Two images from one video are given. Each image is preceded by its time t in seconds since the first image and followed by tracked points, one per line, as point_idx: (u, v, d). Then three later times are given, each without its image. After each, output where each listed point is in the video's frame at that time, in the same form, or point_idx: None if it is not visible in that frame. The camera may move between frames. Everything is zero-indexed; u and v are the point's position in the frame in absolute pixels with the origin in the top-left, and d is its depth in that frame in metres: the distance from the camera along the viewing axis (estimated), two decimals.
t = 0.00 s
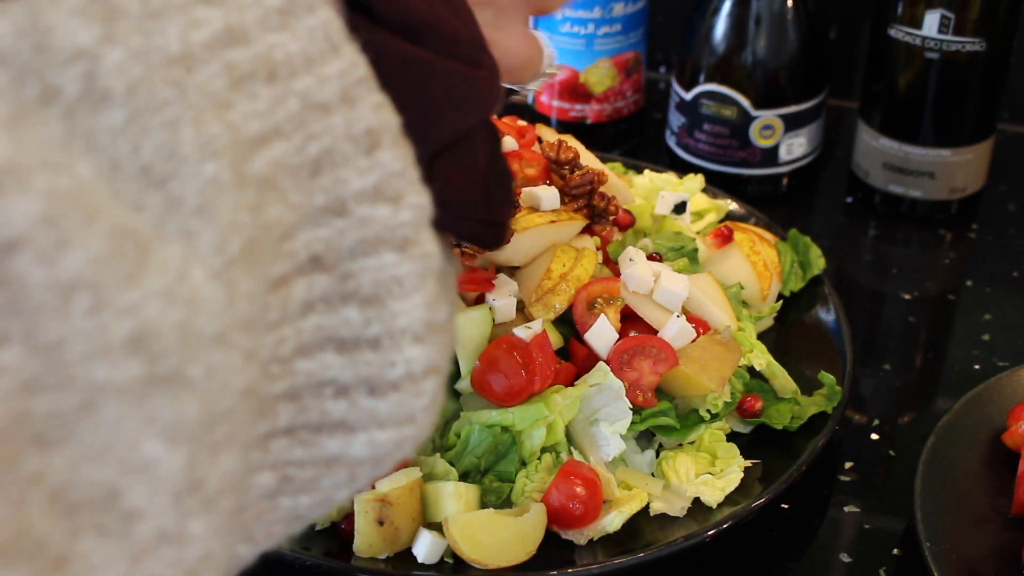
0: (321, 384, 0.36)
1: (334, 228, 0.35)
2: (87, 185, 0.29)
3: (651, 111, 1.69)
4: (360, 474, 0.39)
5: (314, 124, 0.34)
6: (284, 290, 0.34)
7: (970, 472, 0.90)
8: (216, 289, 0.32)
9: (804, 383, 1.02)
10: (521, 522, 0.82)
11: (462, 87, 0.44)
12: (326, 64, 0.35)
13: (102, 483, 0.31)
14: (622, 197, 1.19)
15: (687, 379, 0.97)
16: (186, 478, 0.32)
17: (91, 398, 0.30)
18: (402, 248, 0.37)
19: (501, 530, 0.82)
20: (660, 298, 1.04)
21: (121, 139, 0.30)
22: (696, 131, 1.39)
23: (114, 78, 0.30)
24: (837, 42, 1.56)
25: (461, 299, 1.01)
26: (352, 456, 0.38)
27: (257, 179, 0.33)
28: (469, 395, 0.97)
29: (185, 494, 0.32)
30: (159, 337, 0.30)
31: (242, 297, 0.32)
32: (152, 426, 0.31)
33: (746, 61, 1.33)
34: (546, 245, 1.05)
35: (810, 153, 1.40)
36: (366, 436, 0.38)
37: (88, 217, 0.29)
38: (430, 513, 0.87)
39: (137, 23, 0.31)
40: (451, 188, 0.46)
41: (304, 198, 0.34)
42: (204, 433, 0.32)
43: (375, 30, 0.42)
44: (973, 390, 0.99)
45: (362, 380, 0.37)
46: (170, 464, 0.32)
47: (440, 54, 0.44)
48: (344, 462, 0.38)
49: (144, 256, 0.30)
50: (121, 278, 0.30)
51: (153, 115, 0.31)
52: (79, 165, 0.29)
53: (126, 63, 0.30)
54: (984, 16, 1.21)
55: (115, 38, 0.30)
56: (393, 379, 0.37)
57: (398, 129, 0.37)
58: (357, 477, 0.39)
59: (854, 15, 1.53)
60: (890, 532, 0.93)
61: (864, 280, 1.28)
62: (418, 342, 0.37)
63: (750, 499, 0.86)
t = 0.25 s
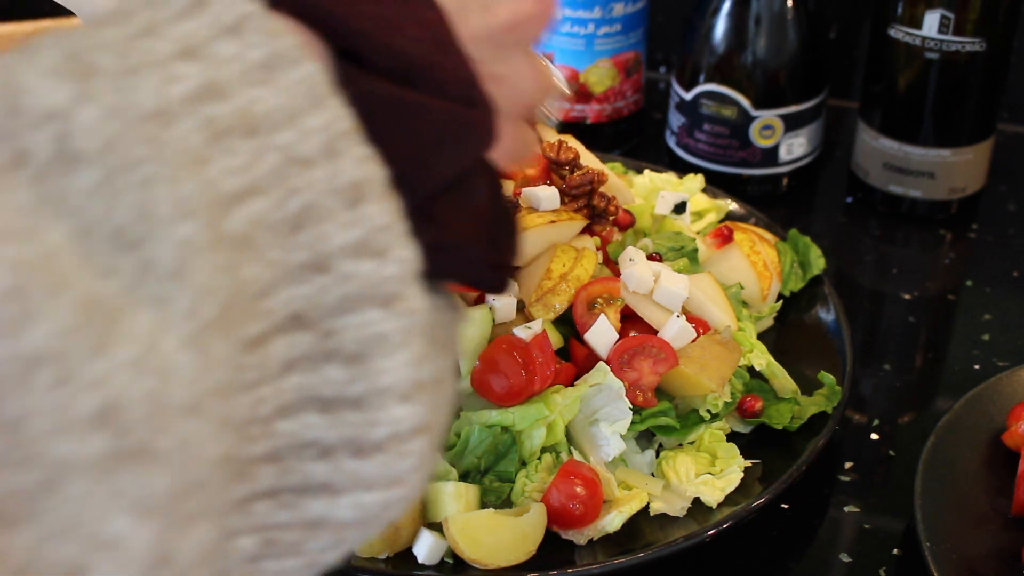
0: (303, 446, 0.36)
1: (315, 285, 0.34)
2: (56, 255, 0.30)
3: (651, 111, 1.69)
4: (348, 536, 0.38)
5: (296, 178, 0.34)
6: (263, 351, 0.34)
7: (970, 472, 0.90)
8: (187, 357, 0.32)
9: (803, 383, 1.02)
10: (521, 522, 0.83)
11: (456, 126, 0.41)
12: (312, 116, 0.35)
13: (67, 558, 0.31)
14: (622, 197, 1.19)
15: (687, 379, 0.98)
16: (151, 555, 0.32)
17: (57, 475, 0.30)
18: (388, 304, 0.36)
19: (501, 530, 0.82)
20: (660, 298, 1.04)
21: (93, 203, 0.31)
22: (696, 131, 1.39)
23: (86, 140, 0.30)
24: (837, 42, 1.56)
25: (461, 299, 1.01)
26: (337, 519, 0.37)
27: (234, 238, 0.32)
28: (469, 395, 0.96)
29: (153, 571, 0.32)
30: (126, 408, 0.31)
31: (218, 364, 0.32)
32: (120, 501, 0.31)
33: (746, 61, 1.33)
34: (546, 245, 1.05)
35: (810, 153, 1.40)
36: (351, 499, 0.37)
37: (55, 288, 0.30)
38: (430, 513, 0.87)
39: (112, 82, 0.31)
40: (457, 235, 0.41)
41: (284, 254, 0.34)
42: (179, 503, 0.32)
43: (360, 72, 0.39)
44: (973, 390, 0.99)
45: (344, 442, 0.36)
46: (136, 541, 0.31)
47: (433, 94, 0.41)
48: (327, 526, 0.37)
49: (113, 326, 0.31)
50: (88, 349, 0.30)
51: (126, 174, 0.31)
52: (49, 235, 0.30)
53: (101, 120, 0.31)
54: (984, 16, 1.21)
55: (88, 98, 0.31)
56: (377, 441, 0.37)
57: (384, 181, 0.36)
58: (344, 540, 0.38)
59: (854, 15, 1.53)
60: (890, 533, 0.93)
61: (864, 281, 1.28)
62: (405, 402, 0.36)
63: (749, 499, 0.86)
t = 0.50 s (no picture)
0: (190, 450, 0.40)
1: (195, 294, 0.39)
2: None
3: (651, 111, 1.69)
4: (239, 537, 0.43)
5: (170, 190, 0.38)
6: (144, 360, 0.38)
7: (970, 472, 0.90)
8: (67, 372, 0.34)
9: (804, 383, 1.02)
10: (520, 522, 0.83)
11: (326, 129, 0.44)
12: (181, 128, 0.38)
13: None
14: (623, 197, 1.19)
15: (687, 379, 0.97)
16: (41, 562, 0.34)
17: None
18: (268, 311, 0.40)
19: (501, 531, 0.82)
20: (660, 298, 1.04)
21: None
22: (696, 131, 1.39)
23: None
24: (838, 41, 1.56)
25: (461, 299, 1.01)
26: (227, 520, 0.42)
27: (107, 253, 0.36)
28: (469, 395, 0.97)
29: None
30: (5, 424, 0.33)
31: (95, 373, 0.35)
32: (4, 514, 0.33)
33: (746, 62, 1.33)
34: (546, 245, 1.05)
35: (810, 153, 1.40)
36: (240, 499, 0.42)
37: None
38: (430, 513, 0.87)
39: None
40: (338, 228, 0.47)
41: (162, 266, 0.38)
42: (63, 515, 0.35)
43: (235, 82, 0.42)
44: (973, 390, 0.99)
45: (231, 445, 0.41)
46: (24, 551, 0.34)
47: (309, 97, 0.45)
48: (220, 526, 0.42)
49: None
50: None
51: None
52: None
53: None
54: (984, 16, 1.21)
55: None
56: (263, 443, 0.41)
57: (259, 188, 0.40)
58: (237, 540, 0.43)
59: (854, 15, 1.53)
60: (890, 533, 0.93)
61: (864, 281, 1.28)
62: (288, 405, 0.41)
63: (750, 499, 0.86)
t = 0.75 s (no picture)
0: (245, 434, 0.38)
1: (246, 274, 0.37)
2: None
3: (651, 111, 1.69)
4: (299, 524, 0.41)
5: (218, 169, 0.36)
6: (196, 339, 0.36)
7: (970, 472, 0.90)
8: (118, 346, 0.33)
9: (804, 383, 1.02)
10: (520, 522, 0.83)
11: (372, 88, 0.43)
12: (227, 110, 0.37)
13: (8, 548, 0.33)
14: (622, 197, 1.19)
15: (687, 379, 0.97)
16: (97, 539, 0.34)
17: None
18: (320, 291, 0.38)
19: (501, 530, 0.82)
20: (660, 298, 1.04)
21: (13, 198, 0.33)
22: (696, 131, 1.39)
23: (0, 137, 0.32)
24: (837, 41, 1.56)
25: (461, 299, 1.01)
26: (286, 507, 0.40)
27: (157, 229, 0.34)
28: (469, 394, 0.97)
29: (98, 556, 0.34)
30: (59, 398, 0.32)
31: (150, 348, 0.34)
32: (61, 490, 0.33)
33: (746, 62, 1.33)
34: (545, 245, 1.05)
35: (810, 153, 1.40)
36: (298, 485, 0.40)
37: None
38: (430, 513, 0.87)
39: (24, 82, 0.33)
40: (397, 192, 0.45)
41: (212, 244, 0.36)
42: (117, 492, 0.34)
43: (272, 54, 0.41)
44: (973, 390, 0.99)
45: (284, 427, 0.39)
46: (80, 526, 0.33)
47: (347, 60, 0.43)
48: (278, 514, 0.40)
49: (40, 318, 0.32)
50: (16, 341, 0.32)
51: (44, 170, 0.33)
52: None
53: (12, 120, 0.33)
54: (984, 16, 1.21)
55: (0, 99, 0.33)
56: (318, 427, 0.39)
57: (309, 168, 0.38)
58: (295, 529, 0.41)
59: (854, 15, 1.53)
60: (890, 533, 0.93)
61: (865, 280, 1.28)
62: (344, 386, 0.39)
63: (749, 499, 0.86)
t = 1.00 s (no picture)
0: (269, 467, 0.37)
1: (277, 306, 0.36)
2: (17, 272, 0.29)
3: (651, 111, 1.69)
4: (314, 557, 0.40)
5: (255, 200, 0.35)
6: (225, 371, 0.35)
7: (970, 472, 0.90)
8: (152, 376, 0.31)
9: (804, 383, 1.02)
10: (520, 522, 0.83)
11: (410, 123, 0.42)
12: (265, 139, 0.36)
13: None
14: (622, 197, 1.19)
15: (687, 379, 0.97)
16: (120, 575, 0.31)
17: (19, 493, 0.29)
18: (349, 325, 0.37)
19: (501, 530, 0.82)
20: (660, 298, 1.04)
21: (52, 222, 0.30)
22: (696, 131, 1.39)
23: (44, 160, 0.30)
24: (837, 41, 1.56)
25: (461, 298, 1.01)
26: (303, 540, 0.39)
27: (193, 258, 0.33)
28: (469, 395, 0.97)
29: None
30: (89, 428, 0.30)
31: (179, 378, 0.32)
32: (87, 519, 0.30)
33: (746, 62, 1.33)
34: (545, 245, 1.05)
35: (810, 153, 1.40)
36: (318, 519, 0.39)
37: (16, 303, 0.28)
38: (430, 513, 0.87)
39: (67, 105, 0.31)
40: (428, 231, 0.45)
41: (244, 274, 0.35)
42: (142, 525, 0.32)
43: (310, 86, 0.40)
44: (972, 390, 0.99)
45: (311, 462, 0.38)
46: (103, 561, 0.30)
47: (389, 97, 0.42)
48: (295, 547, 0.39)
49: (74, 345, 0.30)
50: (49, 369, 0.29)
51: (85, 195, 0.31)
52: (10, 254, 0.29)
53: (57, 144, 0.30)
54: (984, 16, 1.21)
55: (44, 121, 0.30)
56: (342, 460, 0.38)
57: (343, 202, 0.38)
58: (311, 562, 0.40)
59: (854, 15, 1.53)
60: (890, 533, 0.93)
61: (864, 280, 1.28)
62: (368, 422, 0.38)
63: (749, 499, 0.86)
